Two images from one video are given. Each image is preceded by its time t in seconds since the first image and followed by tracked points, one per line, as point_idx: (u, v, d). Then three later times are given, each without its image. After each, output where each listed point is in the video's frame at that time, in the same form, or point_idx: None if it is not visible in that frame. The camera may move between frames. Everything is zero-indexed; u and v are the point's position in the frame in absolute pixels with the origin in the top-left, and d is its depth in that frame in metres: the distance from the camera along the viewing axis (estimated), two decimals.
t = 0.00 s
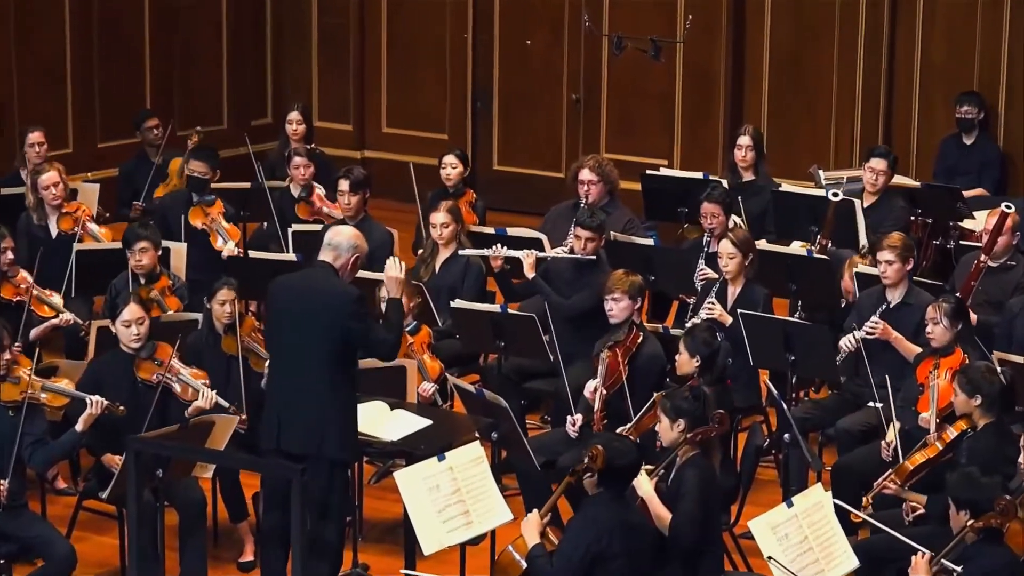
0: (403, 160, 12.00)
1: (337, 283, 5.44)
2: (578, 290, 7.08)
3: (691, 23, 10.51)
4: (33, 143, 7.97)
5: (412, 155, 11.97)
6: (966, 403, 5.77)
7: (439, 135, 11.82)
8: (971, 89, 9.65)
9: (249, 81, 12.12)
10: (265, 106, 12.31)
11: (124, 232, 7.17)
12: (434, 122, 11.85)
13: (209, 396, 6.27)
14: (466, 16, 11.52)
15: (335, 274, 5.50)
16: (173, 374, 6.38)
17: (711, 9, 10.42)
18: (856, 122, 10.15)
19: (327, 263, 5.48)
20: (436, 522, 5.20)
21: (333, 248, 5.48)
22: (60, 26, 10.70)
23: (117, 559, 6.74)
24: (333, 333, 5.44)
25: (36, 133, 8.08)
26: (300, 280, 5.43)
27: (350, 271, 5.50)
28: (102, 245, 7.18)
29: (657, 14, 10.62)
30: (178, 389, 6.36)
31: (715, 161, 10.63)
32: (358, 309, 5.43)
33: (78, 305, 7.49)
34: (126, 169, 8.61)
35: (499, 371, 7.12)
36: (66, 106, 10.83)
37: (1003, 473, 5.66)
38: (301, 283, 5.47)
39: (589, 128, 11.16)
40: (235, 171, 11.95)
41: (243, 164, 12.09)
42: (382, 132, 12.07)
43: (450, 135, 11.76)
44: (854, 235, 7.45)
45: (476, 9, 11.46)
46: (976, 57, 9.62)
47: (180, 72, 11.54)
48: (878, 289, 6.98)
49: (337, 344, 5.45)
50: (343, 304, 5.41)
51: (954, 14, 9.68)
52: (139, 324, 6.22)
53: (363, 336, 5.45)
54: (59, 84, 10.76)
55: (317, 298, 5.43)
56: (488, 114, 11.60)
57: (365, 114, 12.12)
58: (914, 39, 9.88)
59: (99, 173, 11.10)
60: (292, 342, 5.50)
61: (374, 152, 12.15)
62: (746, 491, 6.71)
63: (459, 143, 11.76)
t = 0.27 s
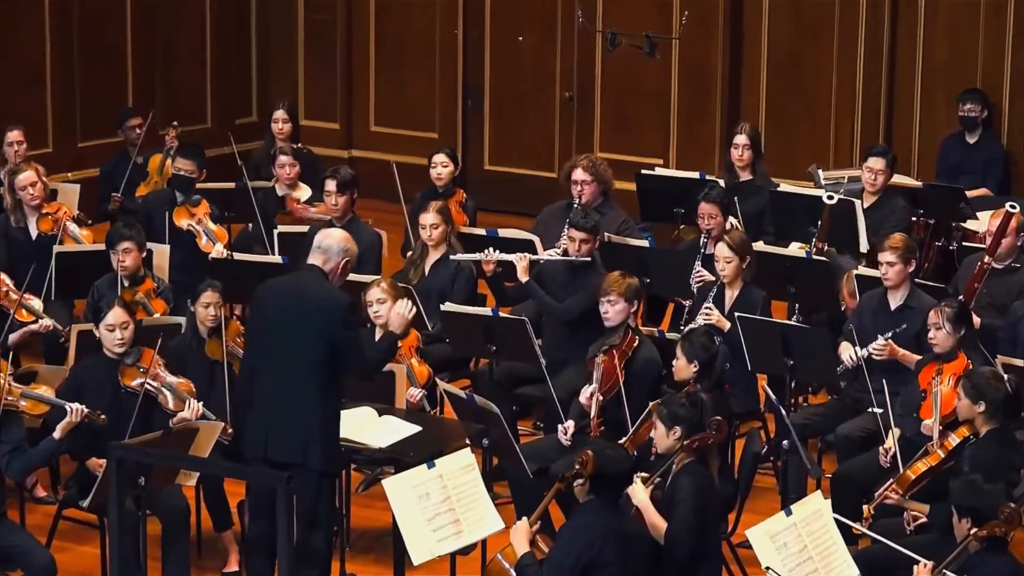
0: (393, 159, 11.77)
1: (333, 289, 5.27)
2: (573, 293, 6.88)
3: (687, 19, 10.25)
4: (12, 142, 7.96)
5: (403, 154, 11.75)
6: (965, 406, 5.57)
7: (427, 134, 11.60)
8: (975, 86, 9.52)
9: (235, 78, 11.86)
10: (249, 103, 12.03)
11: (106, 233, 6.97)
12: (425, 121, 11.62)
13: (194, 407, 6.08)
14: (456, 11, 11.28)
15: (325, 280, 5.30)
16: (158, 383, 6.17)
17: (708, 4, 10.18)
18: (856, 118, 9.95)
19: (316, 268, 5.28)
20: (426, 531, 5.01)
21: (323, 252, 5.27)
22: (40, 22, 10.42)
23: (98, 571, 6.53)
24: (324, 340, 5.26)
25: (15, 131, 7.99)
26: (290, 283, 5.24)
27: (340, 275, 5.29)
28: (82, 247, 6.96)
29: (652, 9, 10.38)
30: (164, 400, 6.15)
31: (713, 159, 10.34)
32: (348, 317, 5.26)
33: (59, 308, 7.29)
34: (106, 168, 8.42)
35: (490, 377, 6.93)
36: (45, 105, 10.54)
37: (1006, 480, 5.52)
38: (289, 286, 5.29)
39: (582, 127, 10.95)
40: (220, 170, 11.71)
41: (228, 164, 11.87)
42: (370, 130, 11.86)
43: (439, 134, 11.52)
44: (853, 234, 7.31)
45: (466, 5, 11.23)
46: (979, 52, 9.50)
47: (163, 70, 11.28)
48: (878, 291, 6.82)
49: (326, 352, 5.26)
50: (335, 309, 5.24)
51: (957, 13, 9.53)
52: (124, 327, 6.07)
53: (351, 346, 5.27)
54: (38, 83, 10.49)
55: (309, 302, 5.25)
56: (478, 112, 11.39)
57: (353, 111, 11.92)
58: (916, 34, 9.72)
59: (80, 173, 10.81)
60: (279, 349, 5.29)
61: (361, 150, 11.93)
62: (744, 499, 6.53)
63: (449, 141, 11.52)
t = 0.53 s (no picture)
0: (381, 159, 11.46)
1: (324, 294, 5.01)
2: (570, 300, 6.62)
3: (685, 14, 10.00)
4: None
5: (395, 158, 11.42)
6: (977, 416, 5.40)
7: (416, 132, 11.30)
8: (983, 84, 9.30)
9: (219, 75, 11.61)
10: (233, 101, 11.77)
11: (84, 235, 6.75)
12: (414, 118, 11.31)
13: (177, 422, 5.84)
14: (446, 6, 11.03)
15: (317, 284, 5.05)
16: (143, 396, 5.93)
17: None
18: (860, 116, 9.69)
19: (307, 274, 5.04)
20: (416, 544, 4.78)
21: (314, 258, 5.03)
22: (16, 19, 10.15)
23: None
24: (314, 349, 5.00)
25: None
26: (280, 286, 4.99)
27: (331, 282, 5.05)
28: (58, 249, 6.73)
29: (648, 4, 10.13)
30: (148, 415, 5.90)
31: (713, 159, 10.10)
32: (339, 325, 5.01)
33: (36, 312, 7.07)
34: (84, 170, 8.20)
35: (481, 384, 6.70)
36: (20, 103, 10.28)
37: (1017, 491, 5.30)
38: (276, 290, 5.04)
39: (576, 126, 10.67)
40: (199, 170, 11.44)
41: (210, 163, 11.61)
42: (357, 128, 11.55)
43: (429, 133, 11.21)
44: (858, 236, 7.03)
45: None
46: (988, 49, 9.26)
47: (143, 67, 11.00)
48: (882, 294, 6.61)
49: (315, 361, 5.01)
50: (327, 317, 4.99)
51: (963, 10, 9.32)
52: (105, 335, 5.92)
53: (341, 355, 5.03)
54: (14, 81, 10.22)
55: (299, 309, 5.00)
56: (470, 107, 11.10)
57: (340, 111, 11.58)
58: (922, 31, 9.48)
59: (55, 173, 10.54)
60: (266, 357, 5.04)
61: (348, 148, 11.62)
62: (744, 509, 6.30)
63: (439, 141, 11.19)
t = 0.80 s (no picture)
0: (371, 156, 11.27)
1: (317, 299, 4.78)
2: (566, 303, 6.45)
3: (684, 6, 9.78)
4: None
5: (385, 153, 11.24)
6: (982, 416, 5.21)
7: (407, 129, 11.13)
8: (990, 79, 9.13)
9: (203, 71, 11.39)
10: (217, 97, 11.55)
11: (63, 235, 6.54)
12: (404, 114, 11.13)
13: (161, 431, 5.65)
14: None
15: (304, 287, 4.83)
16: (126, 403, 5.73)
17: None
18: (864, 112, 9.48)
19: (294, 274, 4.82)
20: (406, 552, 4.58)
21: (301, 258, 4.81)
22: None
23: None
24: (303, 353, 4.76)
25: None
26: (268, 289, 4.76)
27: (319, 283, 4.84)
28: (36, 249, 6.53)
29: None
30: (128, 422, 5.71)
31: (712, 157, 9.89)
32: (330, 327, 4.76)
33: (13, 315, 6.86)
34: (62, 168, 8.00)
35: (473, 388, 6.50)
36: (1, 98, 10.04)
37: None
38: (262, 292, 4.80)
39: (572, 121, 10.46)
40: (180, 169, 11.20)
41: (194, 161, 11.39)
42: (344, 125, 11.37)
43: (419, 128, 11.05)
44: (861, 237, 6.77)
45: None
46: (995, 43, 9.10)
47: (126, 61, 10.76)
48: (886, 296, 6.43)
49: (305, 366, 4.78)
50: (317, 319, 4.75)
51: (970, 8, 9.16)
52: (90, 338, 5.74)
53: (331, 361, 4.79)
54: None
55: (289, 310, 4.75)
56: (462, 103, 10.93)
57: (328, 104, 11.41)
58: (928, 25, 9.30)
59: (36, 170, 10.30)
60: (252, 360, 4.80)
61: (335, 145, 11.45)
62: (745, 517, 6.09)
63: (429, 138, 11.04)
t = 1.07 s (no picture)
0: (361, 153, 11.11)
1: (299, 301, 4.62)
2: (560, 303, 6.31)
3: None
4: None
5: (376, 149, 11.09)
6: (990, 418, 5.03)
7: (399, 125, 10.95)
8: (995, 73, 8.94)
9: (188, 66, 11.22)
10: (203, 93, 11.37)
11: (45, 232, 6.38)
12: (395, 110, 10.96)
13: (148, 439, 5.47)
14: None
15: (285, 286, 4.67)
16: (113, 407, 5.53)
17: None
18: (867, 103, 9.31)
19: (273, 273, 4.65)
20: (397, 559, 4.41)
21: (280, 257, 4.64)
22: None
23: None
24: (285, 354, 4.59)
25: None
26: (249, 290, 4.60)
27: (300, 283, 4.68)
28: (18, 248, 6.36)
29: None
30: (114, 428, 5.52)
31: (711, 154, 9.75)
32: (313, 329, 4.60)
33: None
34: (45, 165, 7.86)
35: (466, 390, 6.32)
36: None
37: None
38: (243, 292, 4.64)
39: (566, 117, 10.28)
40: (164, 165, 11.02)
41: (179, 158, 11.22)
42: (334, 121, 11.20)
43: (410, 125, 10.88)
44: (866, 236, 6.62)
45: None
46: (1000, 35, 8.91)
47: (108, 56, 10.59)
48: (889, 296, 6.27)
49: (287, 370, 4.60)
50: (299, 319, 4.59)
51: None
52: (75, 338, 5.57)
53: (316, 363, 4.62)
54: None
55: (270, 311, 4.59)
56: (454, 99, 10.75)
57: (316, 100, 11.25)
58: (932, 18, 9.12)
59: (17, 167, 10.12)
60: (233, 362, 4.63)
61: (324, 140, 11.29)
62: (744, 523, 5.93)
63: (420, 135, 10.87)
